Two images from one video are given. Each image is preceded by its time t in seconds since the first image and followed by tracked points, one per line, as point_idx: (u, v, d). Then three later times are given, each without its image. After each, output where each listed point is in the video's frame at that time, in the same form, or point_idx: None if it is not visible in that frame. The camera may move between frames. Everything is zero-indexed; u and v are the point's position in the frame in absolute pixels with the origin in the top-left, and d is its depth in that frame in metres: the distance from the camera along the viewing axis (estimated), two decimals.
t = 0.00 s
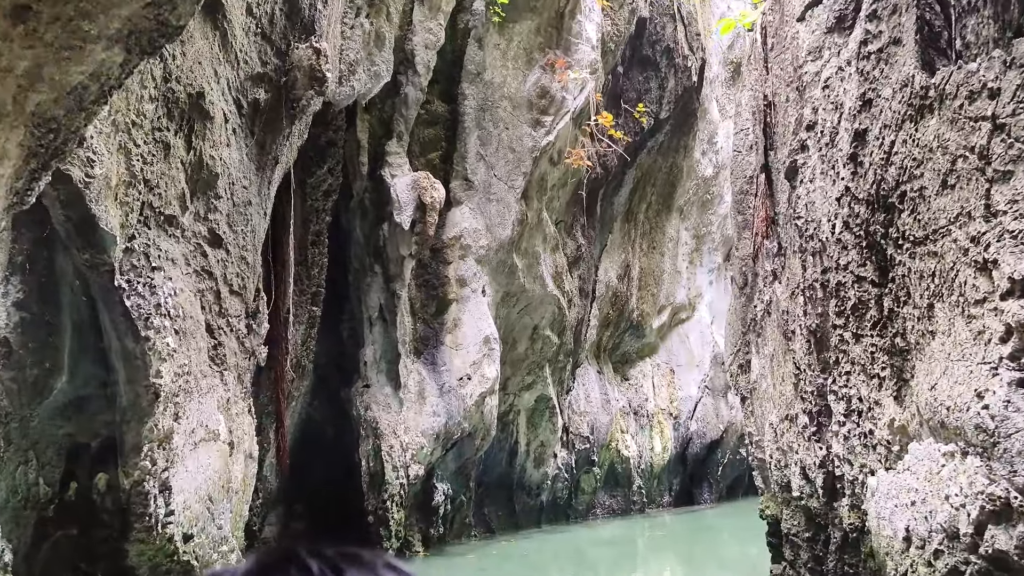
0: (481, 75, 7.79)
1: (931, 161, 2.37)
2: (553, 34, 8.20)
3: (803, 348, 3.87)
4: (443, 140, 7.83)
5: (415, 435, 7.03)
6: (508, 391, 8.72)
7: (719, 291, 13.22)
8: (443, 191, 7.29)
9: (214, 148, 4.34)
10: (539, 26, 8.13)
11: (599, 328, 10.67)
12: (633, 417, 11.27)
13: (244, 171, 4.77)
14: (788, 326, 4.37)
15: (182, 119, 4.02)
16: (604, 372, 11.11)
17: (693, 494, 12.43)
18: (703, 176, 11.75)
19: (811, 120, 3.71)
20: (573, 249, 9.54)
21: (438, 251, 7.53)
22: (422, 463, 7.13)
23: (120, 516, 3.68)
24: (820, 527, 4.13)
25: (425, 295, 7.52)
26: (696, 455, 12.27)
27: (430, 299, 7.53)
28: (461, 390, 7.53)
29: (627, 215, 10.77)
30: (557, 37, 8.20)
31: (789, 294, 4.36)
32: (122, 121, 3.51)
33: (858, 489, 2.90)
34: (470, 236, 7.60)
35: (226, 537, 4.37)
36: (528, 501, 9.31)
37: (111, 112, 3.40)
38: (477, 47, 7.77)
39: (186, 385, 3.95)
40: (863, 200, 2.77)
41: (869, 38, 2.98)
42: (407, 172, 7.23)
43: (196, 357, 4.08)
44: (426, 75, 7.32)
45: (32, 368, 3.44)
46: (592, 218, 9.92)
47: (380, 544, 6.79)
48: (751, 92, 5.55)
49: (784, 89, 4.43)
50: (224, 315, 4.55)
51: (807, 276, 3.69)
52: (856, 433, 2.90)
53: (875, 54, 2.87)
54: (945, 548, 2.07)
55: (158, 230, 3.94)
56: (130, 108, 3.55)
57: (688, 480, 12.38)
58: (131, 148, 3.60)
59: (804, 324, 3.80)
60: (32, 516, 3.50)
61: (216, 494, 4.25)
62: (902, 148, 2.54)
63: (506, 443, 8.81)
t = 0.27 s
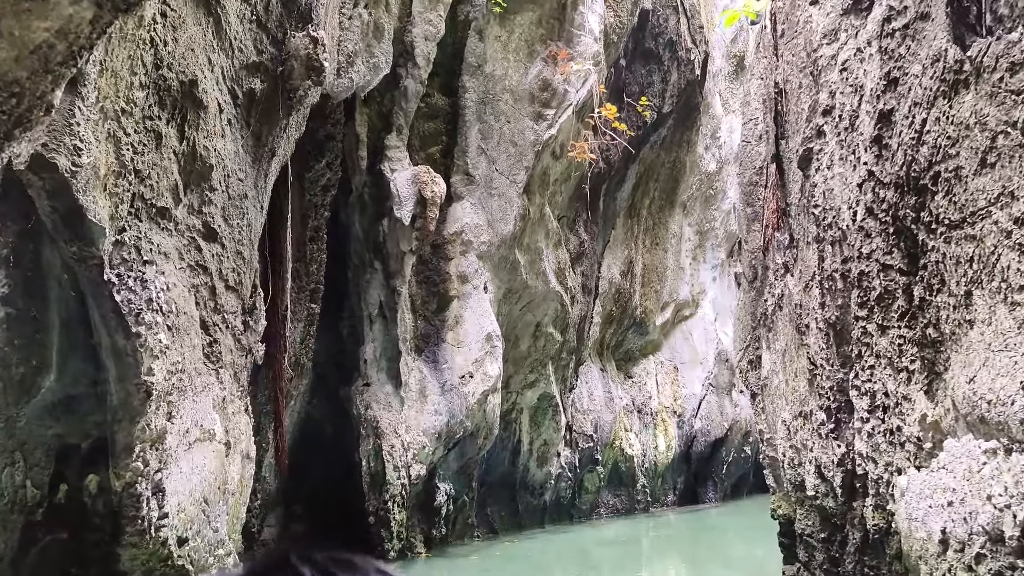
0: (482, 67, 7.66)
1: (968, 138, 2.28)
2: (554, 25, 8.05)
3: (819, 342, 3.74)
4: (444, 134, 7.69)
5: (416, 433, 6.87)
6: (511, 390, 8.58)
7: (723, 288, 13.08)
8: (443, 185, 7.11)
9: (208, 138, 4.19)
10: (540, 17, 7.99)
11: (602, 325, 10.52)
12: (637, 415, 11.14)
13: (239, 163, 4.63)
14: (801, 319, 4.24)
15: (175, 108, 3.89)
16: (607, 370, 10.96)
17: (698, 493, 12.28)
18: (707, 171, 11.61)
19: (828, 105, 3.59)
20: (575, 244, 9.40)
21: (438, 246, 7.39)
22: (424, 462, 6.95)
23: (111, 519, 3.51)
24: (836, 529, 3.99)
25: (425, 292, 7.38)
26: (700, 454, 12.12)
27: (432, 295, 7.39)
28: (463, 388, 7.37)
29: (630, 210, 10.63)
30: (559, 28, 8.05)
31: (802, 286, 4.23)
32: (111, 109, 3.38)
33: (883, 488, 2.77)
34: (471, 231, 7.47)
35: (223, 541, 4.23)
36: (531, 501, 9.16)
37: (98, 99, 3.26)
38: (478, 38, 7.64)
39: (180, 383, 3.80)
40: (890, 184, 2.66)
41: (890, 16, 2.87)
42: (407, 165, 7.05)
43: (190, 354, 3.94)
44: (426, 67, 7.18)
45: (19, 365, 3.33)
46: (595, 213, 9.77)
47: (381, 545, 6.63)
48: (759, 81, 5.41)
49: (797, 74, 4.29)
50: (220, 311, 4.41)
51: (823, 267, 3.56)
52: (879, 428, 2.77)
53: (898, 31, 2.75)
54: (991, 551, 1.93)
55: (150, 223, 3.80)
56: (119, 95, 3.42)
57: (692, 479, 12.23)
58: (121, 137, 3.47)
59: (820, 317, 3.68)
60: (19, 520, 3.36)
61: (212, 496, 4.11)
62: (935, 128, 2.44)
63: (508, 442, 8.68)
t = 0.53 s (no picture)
0: (482, 59, 7.53)
1: (1007, 112, 2.15)
2: (555, 17, 7.88)
3: (835, 335, 3.61)
4: (444, 127, 7.55)
5: (417, 433, 6.75)
6: (512, 388, 8.45)
7: (725, 285, 12.97)
8: (443, 180, 6.99)
9: (200, 128, 4.05)
10: (541, 9, 7.85)
11: (604, 322, 10.38)
12: (639, 413, 11.00)
13: (234, 154, 4.48)
14: (815, 312, 4.10)
15: (165, 96, 3.75)
16: (610, 368, 10.82)
17: (701, 491, 12.14)
18: (709, 166, 11.46)
19: (845, 87, 3.45)
20: (577, 240, 9.26)
21: (439, 242, 7.25)
22: (426, 462, 6.82)
23: (102, 523, 3.35)
24: (854, 528, 3.86)
25: (426, 288, 7.24)
26: (704, 452, 11.98)
27: (432, 292, 7.25)
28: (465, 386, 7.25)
29: (632, 206, 10.49)
30: (559, 20, 7.88)
31: (817, 278, 4.09)
32: (97, 95, 3.23)
33: (909, 486, 2.64)
34: (472, 226, 7.33)
35: (218, 544, 4.09)
36: (534, 501, 9.02)
37: (84, 85, 3.12)
38: (477, 30, 7.52)
39: (172, 381, 3.65)
40: (919, 165, 2.53)
41: None
42: (406, 159, 6.92)
43: (182, 352, 3.79)
44: (425, 59, 7.05)
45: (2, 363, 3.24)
46: (597, 208, 9.63)
47: (381, 547, 6.52)
48: (767, 69, 5.27)
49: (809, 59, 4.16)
50: (214, 307, 4.26)
51: (840, 256, 3.43)
52: (907, 425, 2.64)
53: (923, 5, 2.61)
54: None
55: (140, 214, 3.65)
56: (106, 81, 3.28)
57: (697, 478, 12.09)
58: (108, 124, 3.32)
59: (836, 308, 3.55)
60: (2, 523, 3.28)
61: (206, 498, 3.96)
62: (969, 103, 2.31)
63: (510, 441, 8.54)
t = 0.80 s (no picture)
0: (477, 52, 7.39)
1: None
2: (551, 8, 7.73)
3: (847, 330, 3.49)
4: (438, 121, 7.41)
5: (413, 433, 6.62)
6: (510, 387, 8.31)
7: (723, 282, 12.86)
8: (439, 175, 6.92)
9: (186, 118, 3.91)
10: None
11: (602, 319, 10.25)
12: (638, 412, 10.88)
13: (221, 146, 4.34)
14: (823, 307, 3.98)
15: (148, 83, 3.62)
16: (608, 366, 10.69)
17: (700, 490, 12.03)
18: (707, 162, 11.34)
19: (857, 72, 3.32)
20: (574, 237, 9.13)
21: (434, 238, 7.12)
22: (421, 462, 6.71)
23: (83, 528, 3.19)
24: (866, 528, 3.73)
25: (421, 286, 7.10)
26: (703, 451, 11.86)
27: (427, 289, 7.11)
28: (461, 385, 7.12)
29: (629, 202, 10.36)
30: (556, 11, 7.72)
31: (825, 272, 3.96)
32: (76, 80, 3.10)
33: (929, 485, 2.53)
34: (468, 222, 7.20)
35: (206, 549, 3.94)
36: (531, 501, 8.88)
37: (61, 69, 2.99)
38: (472, 22, 7.38)
39: (156, 380, 3.51)
40: (944, 148, 2.40)
41: None
42: (400, 154, 6.82)
43: (167, 350, 3.65)
44: (419, 51, 6.91)
45: None
46: (594, 205, 9.50)
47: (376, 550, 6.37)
48: (770, 58, 5.14)
49: (817, 45, 4.02)
50: (201, 303, 4.12)
51: (853, 248, 3.29)
52: (931, 424, 2.51)
53: None
54: None
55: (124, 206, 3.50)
56: (85, 66, 3.15)
57: (696, 477, 11.97)
58: (87, 111, 3.18)
59: (848, 300, 3.42)
60: None
61: (194, 501, 3.82)
62: (1000, 79, 2.14)
63: (508, 440, 8.41)
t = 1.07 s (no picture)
0: (467, 45, 7.25)
1: None
2: None
3: (848, 324, 3.38)
4: (427, 115, 7.26)
5: (400, 432, 6.47)
6: (499, 385, 8.18)
7: (714, 281, 12.78)
8: (427, 168, 6.77)
9: (163, 104, 3.79)
10: None
11: (592, 318, 10.13)
12: (628, 411, 10.77)
13: (202, 134, 4.20)
14: (822, 302, 3.88)
15: (124, 67, 3.51)
16: (598, 365, 10.57)
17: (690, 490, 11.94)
18: (699, 160, 11.22)
19: (860, 57, 3.20)
20: (565, 234, 9.01)
21: (423, 234, 6.97)
22: (409, 462, 6.57)
23: (54, 531, 3.06)
24: (867, 531, 3.61)
25: (409, 282, 6.95)
26: (694, 451, 11.77)
27: (415, 286, 6.97)
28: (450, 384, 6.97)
29: (620, 199, 10.25)
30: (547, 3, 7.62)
31: (825, 266, 3.85)
32: (45, 61, 2.95)
33: (940, 486, 2.43)
34: (457, 217, 7.06)
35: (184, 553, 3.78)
36: (521, 502, 8.75)
37: (30, 48, 2.83)
38: (462, 13, 7.21)
39: (130, 377, 3.36)
40: (958, 131, 2.29)
41: None
42: (388, 147, 6.67)
43: (142, 345, 3.50)
44: (407, 43, 6.77)
45: None
46: (585, 202, 9.39)
47: (364, 551, 6.24)
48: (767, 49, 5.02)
49: (817, 34, 3.91)
50: (179, 297, 3.97)
51: (857, 240, 3.18)
52: (940, 421, 2.42)
53: None
54: None
55: (97, 194, 3.35)
56: (55, 45, 3.01)
57: (686, 477, 11.87)
58: (57, 93, 3.04)
59: (851, 293, 3.31)
60: None
61: (171, 503, 3.66)
62: None
63: (497, 440, 8.28)
